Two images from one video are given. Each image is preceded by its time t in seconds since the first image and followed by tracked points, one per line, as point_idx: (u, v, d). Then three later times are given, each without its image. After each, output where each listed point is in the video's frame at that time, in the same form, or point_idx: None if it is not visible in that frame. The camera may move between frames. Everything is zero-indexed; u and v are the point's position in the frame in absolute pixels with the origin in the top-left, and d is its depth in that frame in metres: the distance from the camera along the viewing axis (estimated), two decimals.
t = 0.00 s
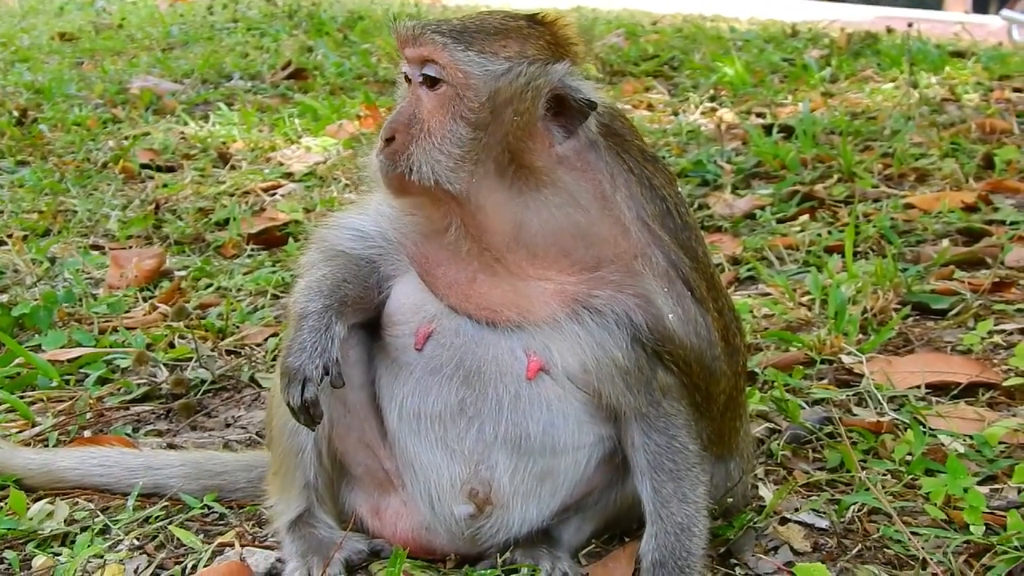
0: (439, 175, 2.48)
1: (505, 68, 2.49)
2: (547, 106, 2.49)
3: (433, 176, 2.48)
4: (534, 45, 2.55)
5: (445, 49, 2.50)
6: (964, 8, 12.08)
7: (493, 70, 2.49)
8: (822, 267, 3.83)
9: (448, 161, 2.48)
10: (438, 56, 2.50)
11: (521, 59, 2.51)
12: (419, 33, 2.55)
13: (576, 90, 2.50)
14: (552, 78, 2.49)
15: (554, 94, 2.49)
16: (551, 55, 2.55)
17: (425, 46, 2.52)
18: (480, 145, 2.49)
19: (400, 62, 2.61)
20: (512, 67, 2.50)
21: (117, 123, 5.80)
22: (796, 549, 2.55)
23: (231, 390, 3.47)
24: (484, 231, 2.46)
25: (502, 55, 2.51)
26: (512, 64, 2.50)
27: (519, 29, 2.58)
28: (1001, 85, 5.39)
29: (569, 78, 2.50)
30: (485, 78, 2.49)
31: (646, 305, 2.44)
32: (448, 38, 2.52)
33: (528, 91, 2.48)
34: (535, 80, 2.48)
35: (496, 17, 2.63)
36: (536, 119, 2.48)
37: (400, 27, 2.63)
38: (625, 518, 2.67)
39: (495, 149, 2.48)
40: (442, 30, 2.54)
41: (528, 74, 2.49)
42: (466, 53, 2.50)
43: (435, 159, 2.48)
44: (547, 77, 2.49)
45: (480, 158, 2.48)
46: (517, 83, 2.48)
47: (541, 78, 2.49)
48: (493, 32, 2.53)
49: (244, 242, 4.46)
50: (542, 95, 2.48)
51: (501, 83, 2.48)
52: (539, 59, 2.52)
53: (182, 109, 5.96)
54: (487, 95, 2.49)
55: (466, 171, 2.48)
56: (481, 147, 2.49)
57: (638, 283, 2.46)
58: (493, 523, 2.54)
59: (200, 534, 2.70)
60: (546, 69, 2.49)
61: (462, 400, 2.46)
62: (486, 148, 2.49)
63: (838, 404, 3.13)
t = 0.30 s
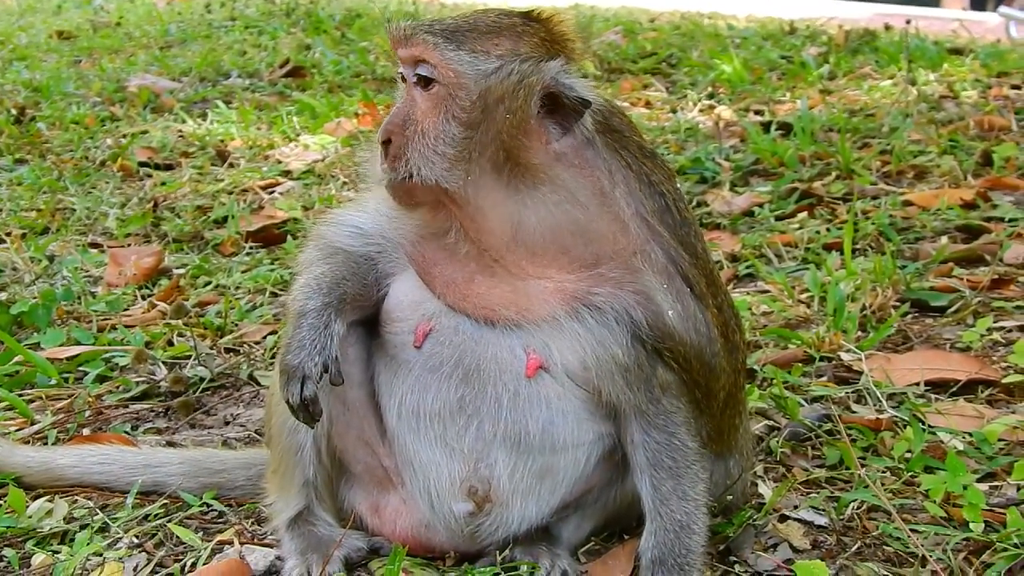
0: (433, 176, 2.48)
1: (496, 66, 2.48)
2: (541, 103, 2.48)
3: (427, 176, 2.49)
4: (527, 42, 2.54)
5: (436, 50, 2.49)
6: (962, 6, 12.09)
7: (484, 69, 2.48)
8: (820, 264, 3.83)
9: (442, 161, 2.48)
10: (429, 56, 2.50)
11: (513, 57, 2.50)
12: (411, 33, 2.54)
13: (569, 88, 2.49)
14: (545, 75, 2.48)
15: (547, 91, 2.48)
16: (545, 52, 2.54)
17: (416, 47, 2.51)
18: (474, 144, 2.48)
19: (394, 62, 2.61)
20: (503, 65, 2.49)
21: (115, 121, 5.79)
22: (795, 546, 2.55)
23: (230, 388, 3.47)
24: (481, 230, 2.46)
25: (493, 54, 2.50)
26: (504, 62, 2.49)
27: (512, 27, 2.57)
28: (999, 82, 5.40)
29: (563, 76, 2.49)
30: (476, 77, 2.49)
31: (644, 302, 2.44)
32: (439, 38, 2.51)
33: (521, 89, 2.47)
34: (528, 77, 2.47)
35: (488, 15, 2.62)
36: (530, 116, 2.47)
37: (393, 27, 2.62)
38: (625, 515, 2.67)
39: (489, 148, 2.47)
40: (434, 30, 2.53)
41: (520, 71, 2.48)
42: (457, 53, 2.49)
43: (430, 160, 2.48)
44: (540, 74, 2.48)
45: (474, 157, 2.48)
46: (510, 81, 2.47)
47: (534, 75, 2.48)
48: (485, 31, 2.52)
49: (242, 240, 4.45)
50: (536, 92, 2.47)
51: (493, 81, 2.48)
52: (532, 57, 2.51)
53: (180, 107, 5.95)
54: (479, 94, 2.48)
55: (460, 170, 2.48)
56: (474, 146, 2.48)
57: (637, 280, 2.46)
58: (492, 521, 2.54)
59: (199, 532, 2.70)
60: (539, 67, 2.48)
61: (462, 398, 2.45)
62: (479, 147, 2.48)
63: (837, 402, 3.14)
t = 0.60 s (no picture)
0: (390, 180, 2.45)
1: (439, 64, 2.41)
2: (490, 98, 2.41)
3: (385, 181, 2.45)
4: (478, 36, 2.46)
5: (383, 56, 2.45)
6: (963, 3, 12.07)
7: (427, 68, 2.41)
8: (819, 261, 3.83)
9: (397, 164, 2.43)
10: (377, 64, 2.45)
11: (459, 54, 2.43)
12: (363, 44, 2.51)
13: (519, 81, 2.41)
14: (490, 67, 2.40)
15: (497, 86, 2.41)
16: (497, 44, 2.45)
17: (367, 56, 2.48)
18: (426, 143, 2.42)
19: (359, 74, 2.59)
20: (449, 63, 2.41)
21: (116, 119, 5.80)
22: (793, 543, 2.55)
23: (228, 386, 3.48)
24: (456, 227, 2.44)
25: (440, 53, 2.43)
26: (449, 59, 2.41)
27: (464, 24, 2.49)
28: (1000, 79, 5.39)
29: (512, 67, 2.40)
30: (419, 77, 2.41)
31: (627, 289, 2.42)
32: (388, 44, 2.46)
33: (469, 85, 2.40)
34: (474, 74, 2.40)
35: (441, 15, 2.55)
36: (481, 111, 2.40)
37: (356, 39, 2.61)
38: (624, 513, 2.67)
39: (445, 147, 2.41)
40: (385, 38, 2.49)
41: (465, 67, 2.40)
42: (403, 56, 2.44)
43: (384, 165, 2.44)
44: (487, 69, 2.40)
45: (428, 156, 2.42)
46: (454, 77, 2.40)
47: (480, 68, 2.40)
48: (434, 31, 2.46)
49: (242, 239, 4.45)
50: (482, 87, 2.40)
51: (436, 80, 2.40)
52: (480, 51, 2.43)
53: (180, 106, 5.95)
54: (424, 94, 2.41)
55: (416, 172, 2.43)
56: (429, 147, 2.42)
57: (619, 268, 2.44)
58: (490, 519, 2.54)
59: (197, 530, 2.70)
60: (486, 62, 2.40)
61: (460, 395, 2.45)
62: (432, 146, 2.42)
63: (835, 399, 3.14)
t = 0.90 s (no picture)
0: (359, 189, 2.45)
1: (395, 71, 2.42)
2: (446, 99, 2.41)
3: (354, 190, 2.46)
4: (436, 39, 2.47)
5: (344, 68, 2.47)
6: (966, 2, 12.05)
7: (383, 76, 2.43)
8: (818, 259, 3.82)
9: (363, 172, 2.44)
10: (339, 77, 2.47)
11: (416, 58, 2.44)
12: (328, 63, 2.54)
13: (472, 79, 2.41)
14: (444, 68, 2.41)
15: (453, 86, 2.42)
16: (454, 45, 2.45)
17: (331, 71, 2.51)
18: (390, 149, 2.43)
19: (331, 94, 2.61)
20: (406, 69, 2.42)
21: (116, 119, 5.80)
22: (789, 540, 2.55)
23: (226, 384, 3.48)
24: (430, 228, 2.44)
25: (396, 60, 2.44)
26: (405, 66, 2.43)
27: (422, 29, 2.50)
28: (1000, 77, 5.37)
29: (465, 65, 2.41)
30: (376, 85, 2.42)
31: (603, 278, 2.39)
32: (348, 59, 2.49)
33: (426, 89, 2.41)
34: (430, 77, 2.41)
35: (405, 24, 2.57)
36: (439, 111, 2.41)
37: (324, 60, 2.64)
38: (620, 510, 2.66)
39: (408, 151, 2.42)
40: (347, 54, 2.52)
41: (421, 71, 2.42)
42: (362, 67, 2.46)
43: (352, 176, 2.45)
44: (442, 71, 2.41)
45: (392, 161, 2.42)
46: (411, 82, 2.42)
47: (436, 71, 2.42)
48: (392, 40, 2.48)
49: (241, 237, 4.45)
50: (438, 88, 2.41)
51: (393, 86, 2.42)
52: (436, 53, 2.44)
53: (180, 106, 5.95)
54: (383, 101, 2.42)
55: (383, 178, 2.43)
56: (395, 153, 2.42)
57: (592, 256, 2.40)
58: (485, 516, 2.54)
59: (193, 529, 2.70)
60: (441, 64, 2.41)
61: (451, 394, 2.45)
62: (395, 150, 2.42)
63: (833, 396, 3.13)
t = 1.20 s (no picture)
0: (346, 190, 2.44)
1: (379, 72, 2.41)
2: (431, 98, 2.39)
3: (341, 191, 2.45)
4: (420, 38, 2.45)
5: (329, 70, 2.47)
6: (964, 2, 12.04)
7: (367, 77, 2.41)
8: (814, 255, 3.81)
9: (349, 173, 2.43)
10: (324, 78, 2.47)
11: (399, 59, 2.42)
12: (315, 64, 2.53)
13: (456, 79, 2.38)
14: (428, 67, 2.39)
15: (437, 84, 2.39)
16: (438, 43, 2.43)
17: (318, 72, 2.50)
18: (376, 149, 2.41)
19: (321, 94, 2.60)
20: (389, 70, 2.41)
21: (112, 116, 5.78)
22: (784, 535, 2.54)
23: (221, 381, 3.47)
24: (418, 227, 2.44)
25: (380, 61, 2.43)
26: (389, 66, 2.42)
27: (407, 28, 2.48)
28: (997, 74, 5.37)
29: (448, 64, 2.38)
30: (361, 86, 2.41)
31: (591, 273, 2.39)
32: (334, 60, 2.47)
33: (410, 87, 2.39)
34: (414, 76, 2.40)
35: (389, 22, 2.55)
36: (423, 111, 2.39)
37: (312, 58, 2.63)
38: (615, 505, 2.66)
39: (394, 151, 2.41)
40: (333, 54, 2.50)
41: (404, 71, 2.40)
42: (347, 68, 2.45)
43: (340, 177, 2.45)
44: (425, 71, 2.39)
45: (379, 162, 2.41)
46: (395, 83, 2.40)
47: (419, 70, 2.40)
48: (376, 40, 2.47)
49: (237, 234, 4.45)
50: (421, 88, 2.39)
51: (378, 87, 2.40)
52: (420, 52, 2.42)
53: (177, 103, 5.94)
54: (367, 102, 2.41)
55: (369, 179, 2.42)
56: (380, 153, 2.41)
57: (580, 252, 2.40)
58: (480, 512, 2.54)
59: (188, 525, 2.69)
60: (425, 63, 2.39)
61: (443, 391, 2.44)
62: (382, 151, 2.41)
63: (829, 392, 3.13)
